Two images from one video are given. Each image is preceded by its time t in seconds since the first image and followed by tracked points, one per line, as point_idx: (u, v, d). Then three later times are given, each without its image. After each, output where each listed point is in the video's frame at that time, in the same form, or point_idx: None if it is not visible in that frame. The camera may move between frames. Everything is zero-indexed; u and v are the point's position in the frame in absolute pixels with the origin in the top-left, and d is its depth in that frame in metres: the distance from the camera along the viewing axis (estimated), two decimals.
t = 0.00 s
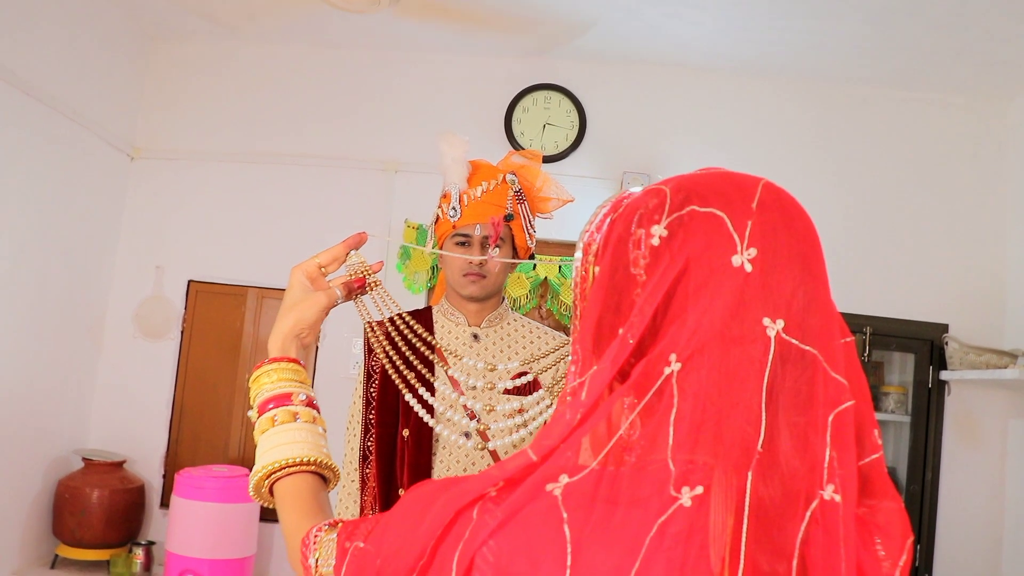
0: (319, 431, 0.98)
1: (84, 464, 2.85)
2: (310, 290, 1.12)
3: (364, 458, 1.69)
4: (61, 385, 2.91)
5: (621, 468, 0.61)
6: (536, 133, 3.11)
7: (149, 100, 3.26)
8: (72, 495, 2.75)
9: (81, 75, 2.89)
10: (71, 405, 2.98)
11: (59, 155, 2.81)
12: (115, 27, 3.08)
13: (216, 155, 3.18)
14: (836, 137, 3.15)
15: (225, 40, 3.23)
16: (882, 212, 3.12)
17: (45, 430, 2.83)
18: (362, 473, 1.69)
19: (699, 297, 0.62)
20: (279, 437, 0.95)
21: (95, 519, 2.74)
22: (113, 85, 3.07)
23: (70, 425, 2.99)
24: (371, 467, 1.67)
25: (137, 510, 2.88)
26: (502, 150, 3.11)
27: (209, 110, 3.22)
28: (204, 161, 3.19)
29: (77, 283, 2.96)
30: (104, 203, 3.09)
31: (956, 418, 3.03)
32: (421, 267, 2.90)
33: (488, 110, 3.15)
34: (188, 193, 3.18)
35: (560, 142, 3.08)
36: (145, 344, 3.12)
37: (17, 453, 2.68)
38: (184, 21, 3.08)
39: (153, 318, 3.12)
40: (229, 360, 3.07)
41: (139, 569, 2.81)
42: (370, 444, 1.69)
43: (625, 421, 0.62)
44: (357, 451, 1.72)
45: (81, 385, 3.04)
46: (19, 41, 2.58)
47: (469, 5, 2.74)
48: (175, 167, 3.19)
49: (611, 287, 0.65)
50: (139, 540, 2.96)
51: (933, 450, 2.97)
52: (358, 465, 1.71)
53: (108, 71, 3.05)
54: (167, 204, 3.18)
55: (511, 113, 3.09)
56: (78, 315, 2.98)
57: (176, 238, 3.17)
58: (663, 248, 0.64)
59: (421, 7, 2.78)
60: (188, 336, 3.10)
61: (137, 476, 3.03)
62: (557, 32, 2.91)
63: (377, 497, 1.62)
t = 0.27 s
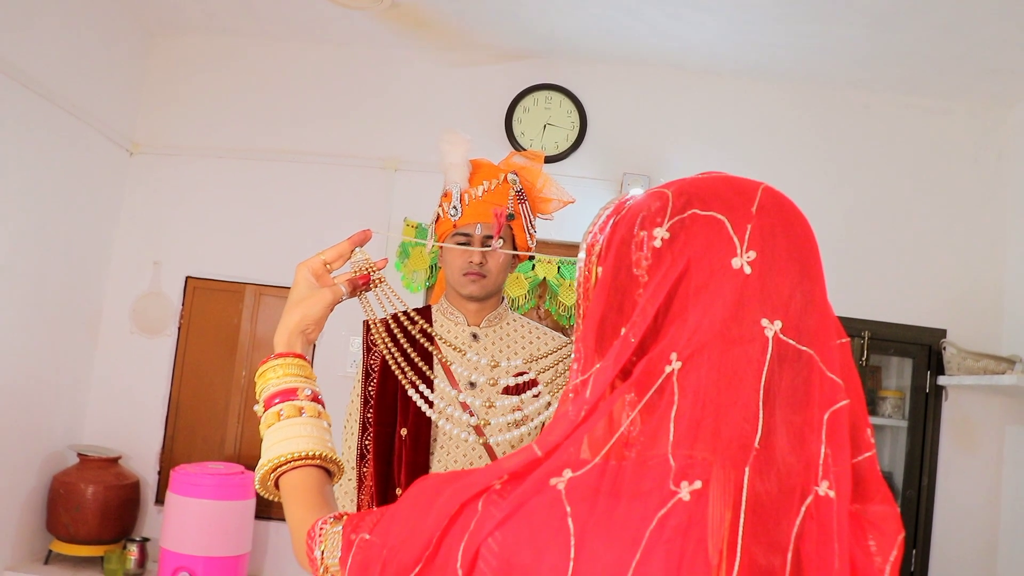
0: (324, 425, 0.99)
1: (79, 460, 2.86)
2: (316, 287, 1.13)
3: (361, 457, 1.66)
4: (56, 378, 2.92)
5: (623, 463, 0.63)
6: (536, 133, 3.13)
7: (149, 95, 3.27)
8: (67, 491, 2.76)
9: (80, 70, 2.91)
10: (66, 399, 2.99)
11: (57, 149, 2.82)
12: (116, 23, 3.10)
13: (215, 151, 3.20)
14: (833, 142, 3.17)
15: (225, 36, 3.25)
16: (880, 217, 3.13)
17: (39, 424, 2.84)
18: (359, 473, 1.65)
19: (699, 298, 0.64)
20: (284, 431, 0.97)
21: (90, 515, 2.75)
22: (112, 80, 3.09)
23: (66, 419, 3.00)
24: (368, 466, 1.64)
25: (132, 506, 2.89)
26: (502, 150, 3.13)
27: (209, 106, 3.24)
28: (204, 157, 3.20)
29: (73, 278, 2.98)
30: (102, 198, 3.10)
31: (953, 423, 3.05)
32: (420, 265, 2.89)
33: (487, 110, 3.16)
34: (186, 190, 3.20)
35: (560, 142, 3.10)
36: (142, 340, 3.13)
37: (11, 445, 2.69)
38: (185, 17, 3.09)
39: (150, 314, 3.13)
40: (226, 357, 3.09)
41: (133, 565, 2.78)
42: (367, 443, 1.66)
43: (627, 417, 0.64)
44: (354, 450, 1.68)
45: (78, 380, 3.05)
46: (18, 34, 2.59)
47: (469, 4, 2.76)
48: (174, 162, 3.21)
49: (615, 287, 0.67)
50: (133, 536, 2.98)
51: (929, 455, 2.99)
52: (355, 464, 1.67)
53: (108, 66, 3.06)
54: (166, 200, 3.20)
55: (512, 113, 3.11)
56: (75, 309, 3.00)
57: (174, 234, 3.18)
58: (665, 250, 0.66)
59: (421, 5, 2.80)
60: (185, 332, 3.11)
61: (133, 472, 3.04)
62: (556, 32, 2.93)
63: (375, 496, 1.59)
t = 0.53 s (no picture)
0: (329, 419, 1.01)
1: (74, 455, 2.88)
2: (321, 283, 1.15)
3: (359, 455, 1.66)
4: (52, 370, 2.93)
5: (624, 457, 0.65)
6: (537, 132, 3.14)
7: (149, 90, 3.29)
8: (62, 486, 2.77)
9: (80, 63, 2.92)
10: (62, 392, 3.01)
11: (56, 141, 2.84)
12: (117, 17, 3.11)
13: (215, 146, 3.21)
14: (832, 145, 3.18)
15: (227, 32, 3.26)
16: (878, 221, 3.15)
17: (35, 416, 2.85)
18: (357, 471, 1.66)
19: (700, 297, 0.66)
20: (290, 424, 0.98)
21: (84, 510, 2.77)
22: (112, 74, 3.10)
23: (62, 413, 3.01)
24: (366, 465, 1.64)
25: (127, 502, 2.90)
26: (503, 149, 3.14)
27: (210, 101, 3.25)
28: (204, 153, 3.21)
29: (70, 272, 2.99)
30: (100, 193, 3.11)
31: (950, 427, 3.06)
32: (418, 263, 2.91)
33: (487, 109, 3.18)
34: (185, 185, 3.21)
35: (561, 142, 3.12)
36: (139, 335, 3.14)
37: (7, 437, 2.71)
38: (187, 13, 3.11)
39: (147, 309, 3.14)
40: (223, 353, 3.10)
41: (128, 561, 2.83)
42: (365, 442, 1.66)
43: (628, 412, 0.66)
44: (353, 448, 1.69)
45: (74, 373, 3.07)
46: (18, 27, 2.61)
47: (471, 3, 2.77)
48: (174, 157, 3.22)
49: (619, 286, 0.69)
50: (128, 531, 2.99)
51: (926, 459, 3.02)
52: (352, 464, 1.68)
53: (109, 59, 3.08)
54: (165, 196, 3.21)
55: (513, 113, 3.13)
56: (72, 303, 3.01)
57: (172, 229, 3.20)
58: (667, 250, 0.68)
59: (423, 4, 2.81)
60: (183, 327, 3.13)
61: (128, 467, 3.06)
62: (557, 32, 2.95)
63: (372, 494, 1.60)
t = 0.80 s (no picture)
0: (332, 414, 1.02)
1: (72, 452, 2.89)
2: (326, 280, 1.16)
3: (357, 454, 1.67)
4: (50, 366, 2.94)
5: (626, 453, 0.66)
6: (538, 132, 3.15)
7: (149, 87, 3.30)
8: (59, 483, 2.78)
9: (80, 59, 2.93)
10: (60, 388, 3.02)
11: (55, 138, 2.84)
12: (115, 14, 3.12)
13: (214, 143, 3.22)
14: (832, 147, 3.20)
15: (228, 30, 3.27)
16: (877, 224, 3.16)
17: (33, 412, 2.86)
18: (355, 470, 1.66)
19: (701, 297, 0.67)
20: (295, 420, 0.99)
21: (82, 507, 2.78)
22: (112, 71, 3.11)
23: (59, 409, 3.03)
24: (364, 464, 1.65)
25: (124, 499, 2.91)
26: (504, 149, 3.16)
27: (210, 98, 3.26)
28: (204, 151, 3.23)
29: (69, 269, 3.00)
30: (99, 190, 3.12)
31: (949, 430, 3.08)
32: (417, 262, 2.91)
33: (487, 109, 3.19)
34: (185, 183, 3.22)
35: (562, 142, 3.12)
36: (137, 332, 3.15)
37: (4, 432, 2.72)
38: (188, 10, 3.12)
39: (145, 306, 3.15)
40: (222, 350, 3.11)
41: (125, 559, 2.83)
42: (365, 440, 1.67)
43: (630, 409, 0.67)
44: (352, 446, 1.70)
45: (72, 370, 3.08)
46: (18, 22, 2.61)
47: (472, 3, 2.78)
48: (173, 154, 3.24)
49: (621, 285, 0.70)
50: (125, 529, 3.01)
51: (924, 463, 3.02)
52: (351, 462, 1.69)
53: (108, 56, 3.08)
54: (164, 193, 3.23)
55: (514, 112, 3.13)
56: (70, 300, 3.02)
57: (172, 227, 3.21)
58: (669, 251, 0.69)
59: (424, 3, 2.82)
60: (181, 324, 3.14)
61: (126, 464, 3.07)
62: (556, 31, 2.96)
63: (371, 493, 1.61)
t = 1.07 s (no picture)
0: (338, 408, 1.04)
1: (68, 446, 2.90)
2: (332, 275, 1.17)
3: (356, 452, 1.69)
4: (48, 358, 2.96)
5: (629, 449, 0.68)
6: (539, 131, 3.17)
7: (150, 82, 3.31)
8: (55, 477, 2.79)
9: (81, 53, 2.95)
10: (57, 381, 3.04)
11: (55, 131, 2.86)
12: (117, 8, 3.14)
13: (215, 139, 3.24)
14: (831, 151, 3.21)
15: (230, 25, 3.29)
16: (875, 228, 3.18)
17: (30, 404, 2.88)
18: (353, 467, 1.68)
19: (703, 298, 0.69)
20: (301, 413, 1.01)
21: (77, 501, 2.78)
22: (113, 65, 3.13)
23: (57, 402, 3.04)
24: (363, 462, 1.67)
25: (120, 495, 2.91)
26: (505, 148, 3.17)
27: (211, 94, 3.28)
28: (205, 146, 3.24)
29: (68, 262, 3.01)
30: (99, 184, 3.14)
31: (948, 436, 3.08)
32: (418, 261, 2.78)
33: (488, 108, 3.21)
34: (185, 178, 3.24)
35: (563, 141, 3.14)
36: (135, 327, 3.17)
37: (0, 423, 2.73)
38: (190, 5, 3.14)
39: (143, 301, 3.17)
40: (219, 346, 3.13)
41: (120, 554, 2.86)
42: (364, 438, 1.69)
43: (633, 406, 0.69)
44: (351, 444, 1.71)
45: (70, 363, 3.10)
46: (20, 14, 2.63)
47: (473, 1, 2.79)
48: (173, 149, 3.25)
49: (625, 285, 0.72)
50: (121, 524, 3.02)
51: (922, 467, 3.04)
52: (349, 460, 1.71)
53: (110, 50, 3.10)
54: (164, 188, 3.24)
55: (515, 111, 3.15)
56: (68, 294, 3.04)
57: (172, 222, 3.22)
58: (672, 252, 0.70)
59: None
60: (178, 320, 3.16)
61: (122, 460, 3.09)
62: (557, 31, 2.97)
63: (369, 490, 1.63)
